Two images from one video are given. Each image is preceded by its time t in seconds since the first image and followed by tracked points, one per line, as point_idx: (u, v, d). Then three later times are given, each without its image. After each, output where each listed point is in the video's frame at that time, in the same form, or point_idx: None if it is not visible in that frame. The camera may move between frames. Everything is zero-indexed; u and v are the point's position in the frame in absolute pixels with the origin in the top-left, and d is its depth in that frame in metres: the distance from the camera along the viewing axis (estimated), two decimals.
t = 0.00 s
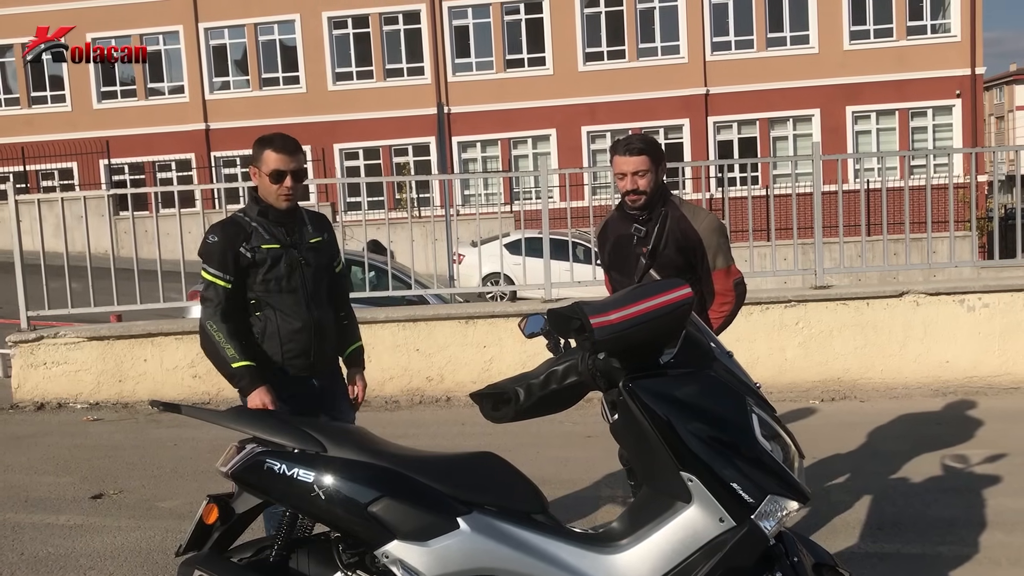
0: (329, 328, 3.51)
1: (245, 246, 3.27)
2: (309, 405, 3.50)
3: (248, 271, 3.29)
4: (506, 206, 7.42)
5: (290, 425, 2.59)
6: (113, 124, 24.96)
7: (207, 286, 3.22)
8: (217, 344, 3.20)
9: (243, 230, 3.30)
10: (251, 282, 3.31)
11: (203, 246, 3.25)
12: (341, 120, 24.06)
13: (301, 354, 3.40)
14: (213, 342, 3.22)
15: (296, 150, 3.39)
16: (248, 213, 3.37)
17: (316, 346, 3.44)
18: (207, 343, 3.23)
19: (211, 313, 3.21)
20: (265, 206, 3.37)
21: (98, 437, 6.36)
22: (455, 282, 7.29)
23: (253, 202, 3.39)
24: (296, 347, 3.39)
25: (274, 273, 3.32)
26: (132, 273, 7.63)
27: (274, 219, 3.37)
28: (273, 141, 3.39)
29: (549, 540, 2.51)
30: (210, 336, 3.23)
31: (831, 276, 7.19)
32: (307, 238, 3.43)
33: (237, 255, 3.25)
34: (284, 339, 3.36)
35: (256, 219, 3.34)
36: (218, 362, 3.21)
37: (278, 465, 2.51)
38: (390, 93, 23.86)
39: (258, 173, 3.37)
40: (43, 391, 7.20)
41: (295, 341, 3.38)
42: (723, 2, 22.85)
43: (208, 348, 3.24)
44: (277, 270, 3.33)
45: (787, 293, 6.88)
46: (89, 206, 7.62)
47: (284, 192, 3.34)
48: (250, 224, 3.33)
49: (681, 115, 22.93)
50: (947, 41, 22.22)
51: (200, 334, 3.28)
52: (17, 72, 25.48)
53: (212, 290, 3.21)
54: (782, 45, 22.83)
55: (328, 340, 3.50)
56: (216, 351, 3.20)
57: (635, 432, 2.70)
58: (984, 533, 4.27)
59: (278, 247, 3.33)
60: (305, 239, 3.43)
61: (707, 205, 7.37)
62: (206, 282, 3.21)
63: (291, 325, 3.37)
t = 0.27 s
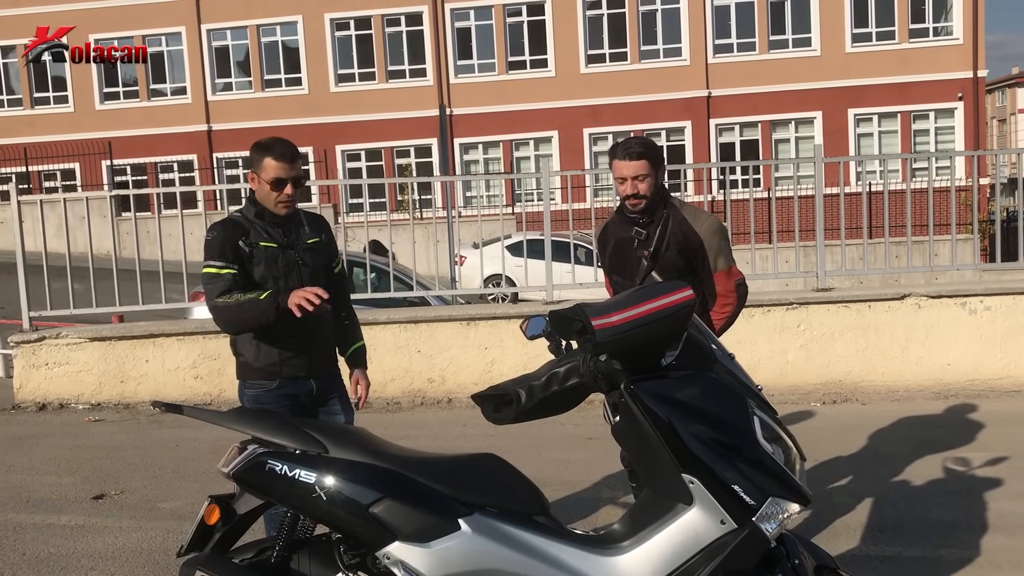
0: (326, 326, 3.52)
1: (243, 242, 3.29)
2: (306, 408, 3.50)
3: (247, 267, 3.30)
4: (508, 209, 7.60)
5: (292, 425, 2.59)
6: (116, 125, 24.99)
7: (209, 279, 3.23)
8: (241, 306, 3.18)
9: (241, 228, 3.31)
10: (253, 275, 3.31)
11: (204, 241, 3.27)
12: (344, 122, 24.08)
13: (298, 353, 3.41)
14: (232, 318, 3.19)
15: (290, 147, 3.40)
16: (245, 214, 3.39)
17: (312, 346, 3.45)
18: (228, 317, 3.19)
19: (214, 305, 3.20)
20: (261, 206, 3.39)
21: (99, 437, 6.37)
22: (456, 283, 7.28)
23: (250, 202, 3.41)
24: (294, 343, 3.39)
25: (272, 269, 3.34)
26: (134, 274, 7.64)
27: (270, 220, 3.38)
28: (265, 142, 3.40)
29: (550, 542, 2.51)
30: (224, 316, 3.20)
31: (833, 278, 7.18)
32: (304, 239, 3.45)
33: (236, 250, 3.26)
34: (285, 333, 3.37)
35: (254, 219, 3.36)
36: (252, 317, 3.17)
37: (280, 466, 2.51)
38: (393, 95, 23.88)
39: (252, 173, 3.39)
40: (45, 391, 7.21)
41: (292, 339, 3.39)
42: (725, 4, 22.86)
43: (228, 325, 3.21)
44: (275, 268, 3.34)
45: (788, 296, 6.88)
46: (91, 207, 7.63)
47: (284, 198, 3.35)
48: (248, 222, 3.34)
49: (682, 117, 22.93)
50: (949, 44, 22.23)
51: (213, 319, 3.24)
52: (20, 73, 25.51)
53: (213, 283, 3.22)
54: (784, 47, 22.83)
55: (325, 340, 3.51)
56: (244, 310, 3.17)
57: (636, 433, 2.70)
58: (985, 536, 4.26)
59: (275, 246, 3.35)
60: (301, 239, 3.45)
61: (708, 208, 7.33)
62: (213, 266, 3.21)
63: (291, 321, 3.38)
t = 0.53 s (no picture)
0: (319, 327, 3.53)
1: (235, 241, 3.28)
2: (300, 408, 3.49)
3: (239, 267, 3.30)
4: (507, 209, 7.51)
5: (291, 426, 2.58)
6: (114, 124, 24.97)
7: (200, 279, 3.23)
8: (232, 312, 3.18)
9: (233, 227, 3.31)
10: (244, 276, 3.31)
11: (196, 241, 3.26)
12: (343, 122, 24.07)
13: (291, 353, 3.41)
14: (225, 321, 3.19)
15: (277, 150, 3.40)
16: (236, 214, 3.39)
17: (305, 345, 3.45)
18: (221, 324, 3.19)
19: (206, 305, 3.21)
20: (252, 205, 3.39)
21: (97, 437, 6.35)
22: (456, 284, 7.29)
23: (242, 201, 3.41)
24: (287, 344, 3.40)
25: (264, 269, 3.34)
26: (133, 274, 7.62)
27: (263, 219, 3.38)
28: (253, 141, 3.40)
29: (550, 544, 2.51)
30: (217, 320, 3.20)
31: (832, 280, 7.19)
32: (297, 237, 3.45)
33: (229, 250, 3.26)
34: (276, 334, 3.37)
35: (247, 219, 3.36)
36: (245, 326, 3.18)
37: (279, 467, 2.50)
38: (391, 95, 23.86)
39: (242, 173, 3.38)
40: (43, 391, 7.20)
41: (284, 340, 3.39)
42: (724, 5, 22.88)
43: (222, 332, 3.21)
44: (268, 267, 3.35)
45: (787, 297, 6.88)
46: (90, 206, 7.62)
47: (260, 184, 3.36)
48: (240, 223, 3.34)
49: (681, 119, 22.93)
50: (948, 46, 22.24)
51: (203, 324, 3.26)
52: (18, 72, 25.49)
53: (205, 283, 3.22)
54: (783, 49, 22.85)
55: (318, 340, 3.51)
56: (237, 319, 3.18)
57: (636, 435, 2.70)
58: (985, 539, 4.26)
59: (268, 246, 3.35)
60: (294, 238, 3.44)
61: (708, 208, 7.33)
62: (203, 269, 3.21)
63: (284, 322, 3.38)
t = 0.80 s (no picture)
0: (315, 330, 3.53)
1: (230, 244, 3.28)
2: (295, 410, 3.49)
3: (235, 270, 3.30)
4: (506, 210, 7.57)
5: (289, 427, 2.58)
6: (113, 125, 24.98)
7: (197, 283, 3.24)
8: (228, 321, 3.22)
9: (229, 230, 3.31)
10: (240, 279, 3.32)
11: (192, 245, 3.26)
12: (342, 123, 24.07)
13: (286, 356, 3.40)
14: (223, 329, 3.23)
15: (275, 152, 3.40)
16: (233, 215, 3.39)
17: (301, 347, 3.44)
18: (218, 332, 3.24)
19: (203, 310, 3.24)
20: (249, 207, 3.39)
21: (96, 438, 6.36)
22: (454, 285, 7.25)
23: (239, 202, 3.41)
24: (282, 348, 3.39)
25: (260, 272, 3.34)
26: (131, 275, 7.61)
27: (259, 221, 3.38)
28: (251, 143, 3.40)
29: (549, 545, 2.51)
30: (214, 327, 3.24)
31: (831, 280, 7.17)
32: (294, 239, 3.44)
33: (224, 254, 3.26)
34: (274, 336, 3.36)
35: (243, 221, 3.36)
36: (242, 337, 3.22)
37: (277, 468, 2.50)
38: (390, 96, 23.88)
39: (240, 175, 3.38)
40: (41, 392, 7.19)
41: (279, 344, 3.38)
42: (723, 6, 22.90)
43: (220, 339, 3.26)
44: (263, 270, 3.35)
45: (786, 298, 6.88)
46: (88, 207, 7.61)
47: (258, 187, 3.35)
48: (236, 225, 3.34)
49: (680, 119, 22.95)
50: (947, 46, 22.26)
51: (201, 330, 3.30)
52: (17, 73, 25.50)
53: (201, 287, 3.23)
54: (782, 49, 22.86)
55: (314, 343, 3.51)
56: (234, 328, 3.22)
57: (634, 436, 2.69)
58: (983, 539, 4.26)
59: (263, 248, 3.35)
60: (291, 240, 3.44)
61: (707, 209, 7.40)
62: (199, 275, 3.22)
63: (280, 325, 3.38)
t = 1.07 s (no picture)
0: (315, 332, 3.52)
1: (229, 245, 3.28)
2: (293, 410, 3.49)
3: (233, 271, 3.30)
4: (504, 209, 7.42)
5: (288, 427, 2.57)
6: (112, 126, 24.96)
7: (195, 285, 3.22)
8: (230, 323, 3.21)
9: (227, 230, 3.31)
10: (238, 280, 3.31)
11: (190, 246, 3.25)
12: (340, 123, 24.06)
13: (285, 357, 3.40)
14: (223, 330, 3.22)
15: (274, 152, 3.41)
16: (231, 216, 3.38)
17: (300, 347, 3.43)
18: (220, 333, 3.22)
19: (203, 311, 3.22)
20: (247, 206, 3.38)
21: (95, 439, 6.35)
22: (453, 285, 7.30)
23: (237, 202, 3.40)
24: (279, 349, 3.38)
25: (258, 272, 3.34)
26: (130, 275, 7.60)
27: (257, 222, 3.38)
28: (250, 142, 3.40)
29: (548, 545, 2.51)
30: (215, 328, 3.22)
31: (830, 280, 7.20)
32: (292, 239, 3.44)
33: (223, 254, 3.26)
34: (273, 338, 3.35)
35: (241, 222, 3.35)
36: (243, 338, 3.21)
37: (276, 468, 2.49)
38: (389, 96, 23.88)
39: (238, 174, 3.38)
40: (40, 393, 7.19)
41: (277, 345, 3.37)
42: (722, 6, 22.91)
43: (220, 340, 3.24)
44: (261, 271, 3.35)
45: (785, 297, 6.88)
46: (87, 208, 7.60)
47: (256, 187, 3.35)
48: (234, 226, 3.34)
49: (679, 119, 22.95)
50: (945, 46, 22.28)
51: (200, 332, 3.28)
52: (16, 73, 25.49)
53: (199, 288, 3.22)
54: (781, 49, 22.87)
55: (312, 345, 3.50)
56: (235, 330, 3.20)
57: (633, 435, 2.69)
58: (982, 538, 4.26)
59: (261, 249, 3.35)
60: (289, 240, 3.44)
61: (706, 209, 7.43)
62: (198, 276, 3.20)
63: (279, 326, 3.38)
